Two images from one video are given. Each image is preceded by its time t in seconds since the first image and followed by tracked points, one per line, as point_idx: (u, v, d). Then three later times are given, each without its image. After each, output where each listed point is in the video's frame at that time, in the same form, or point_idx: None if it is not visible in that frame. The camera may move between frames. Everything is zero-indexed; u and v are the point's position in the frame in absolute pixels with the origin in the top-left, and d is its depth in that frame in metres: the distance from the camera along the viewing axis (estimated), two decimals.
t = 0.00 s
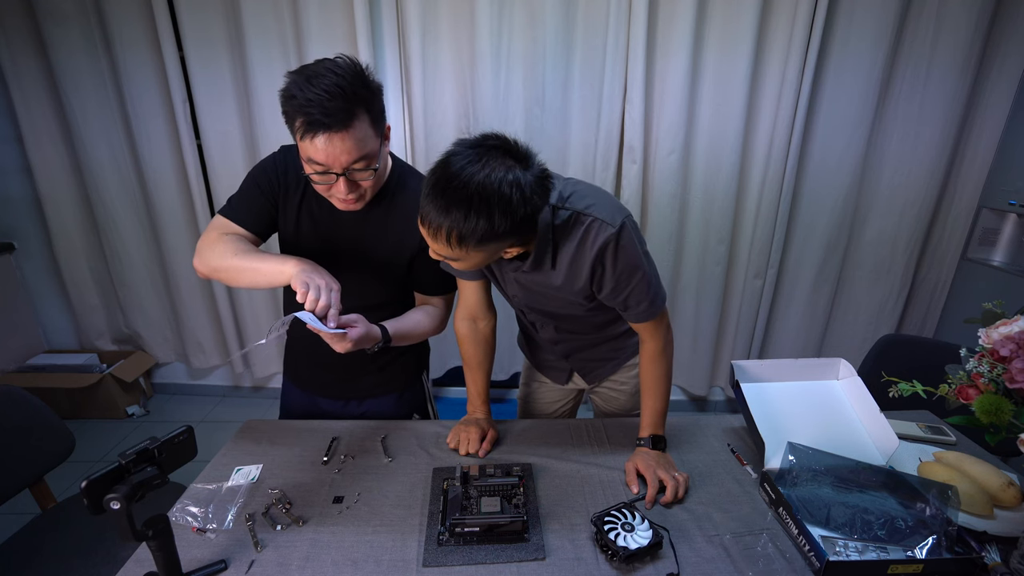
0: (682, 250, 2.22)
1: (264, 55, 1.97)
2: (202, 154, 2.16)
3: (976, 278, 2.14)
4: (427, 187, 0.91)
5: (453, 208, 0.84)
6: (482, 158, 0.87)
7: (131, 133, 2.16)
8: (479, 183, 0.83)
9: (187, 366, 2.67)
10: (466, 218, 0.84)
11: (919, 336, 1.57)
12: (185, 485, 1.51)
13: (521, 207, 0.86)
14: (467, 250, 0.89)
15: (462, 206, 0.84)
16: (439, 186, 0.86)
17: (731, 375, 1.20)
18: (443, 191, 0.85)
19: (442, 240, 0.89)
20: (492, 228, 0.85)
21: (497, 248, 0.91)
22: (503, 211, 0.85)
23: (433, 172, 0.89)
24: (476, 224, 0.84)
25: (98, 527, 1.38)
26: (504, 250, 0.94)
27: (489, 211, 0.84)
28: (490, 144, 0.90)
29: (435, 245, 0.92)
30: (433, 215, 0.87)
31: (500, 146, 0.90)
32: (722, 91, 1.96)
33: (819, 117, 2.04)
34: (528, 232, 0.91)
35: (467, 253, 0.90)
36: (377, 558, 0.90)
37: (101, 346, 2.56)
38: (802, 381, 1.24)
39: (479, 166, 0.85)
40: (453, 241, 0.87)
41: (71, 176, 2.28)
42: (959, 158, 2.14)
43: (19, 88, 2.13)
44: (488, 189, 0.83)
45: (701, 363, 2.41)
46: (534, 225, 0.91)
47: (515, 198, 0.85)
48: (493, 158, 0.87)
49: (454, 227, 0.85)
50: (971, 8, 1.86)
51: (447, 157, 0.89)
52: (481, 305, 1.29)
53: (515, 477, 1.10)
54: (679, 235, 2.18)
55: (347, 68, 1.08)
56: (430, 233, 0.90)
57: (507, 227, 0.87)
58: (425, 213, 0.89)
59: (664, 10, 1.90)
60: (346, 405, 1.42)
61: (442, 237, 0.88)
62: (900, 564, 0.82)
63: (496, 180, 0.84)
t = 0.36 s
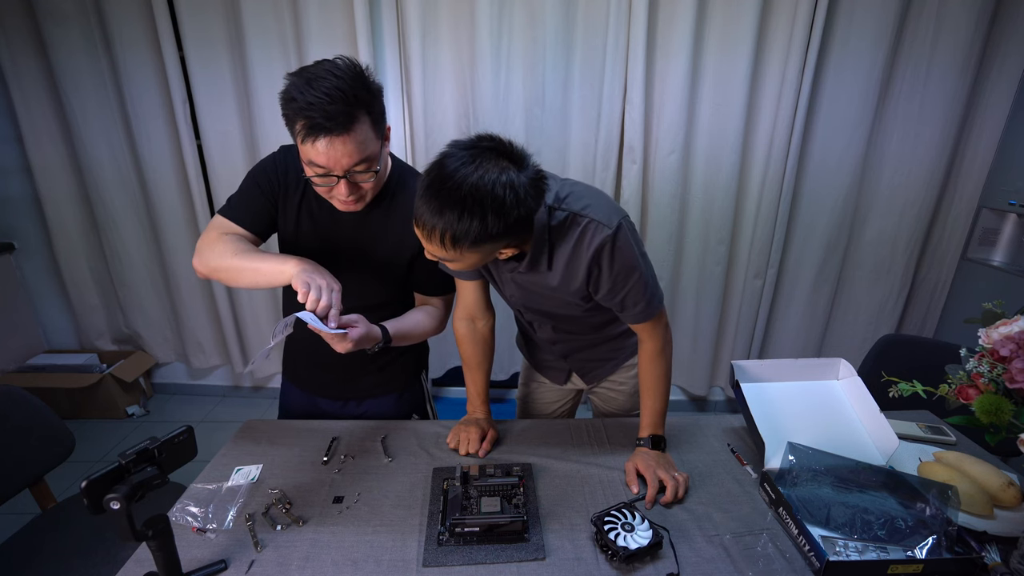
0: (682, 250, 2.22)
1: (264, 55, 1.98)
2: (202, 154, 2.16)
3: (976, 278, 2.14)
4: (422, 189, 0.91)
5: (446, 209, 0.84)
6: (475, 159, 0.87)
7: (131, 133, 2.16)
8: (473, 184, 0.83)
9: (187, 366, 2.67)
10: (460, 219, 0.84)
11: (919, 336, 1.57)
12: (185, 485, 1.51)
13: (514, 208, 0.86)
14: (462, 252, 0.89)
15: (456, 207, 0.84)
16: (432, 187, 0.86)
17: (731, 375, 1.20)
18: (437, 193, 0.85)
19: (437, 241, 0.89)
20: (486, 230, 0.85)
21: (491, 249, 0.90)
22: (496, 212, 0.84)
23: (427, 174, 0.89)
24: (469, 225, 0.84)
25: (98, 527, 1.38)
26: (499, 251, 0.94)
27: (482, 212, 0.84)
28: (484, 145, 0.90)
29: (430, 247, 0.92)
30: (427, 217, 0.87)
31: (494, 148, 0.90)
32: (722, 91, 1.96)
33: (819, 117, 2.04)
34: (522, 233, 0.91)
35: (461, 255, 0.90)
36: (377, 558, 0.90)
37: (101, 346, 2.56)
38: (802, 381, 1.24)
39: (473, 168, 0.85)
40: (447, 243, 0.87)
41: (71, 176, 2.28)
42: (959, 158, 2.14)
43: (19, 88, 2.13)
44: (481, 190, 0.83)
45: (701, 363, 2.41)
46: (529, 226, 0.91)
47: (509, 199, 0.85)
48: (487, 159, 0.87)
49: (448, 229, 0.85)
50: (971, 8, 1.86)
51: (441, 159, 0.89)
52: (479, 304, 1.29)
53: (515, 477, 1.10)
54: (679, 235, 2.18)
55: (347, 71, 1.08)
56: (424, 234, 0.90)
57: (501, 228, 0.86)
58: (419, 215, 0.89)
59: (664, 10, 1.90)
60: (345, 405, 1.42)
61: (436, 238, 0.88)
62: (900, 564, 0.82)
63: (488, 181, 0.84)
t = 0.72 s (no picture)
0: (682, 250, 2.22)
1: (264, 55, 1.98)
2: (202, 154, 2.16)
3: (976, 278, 2.14)
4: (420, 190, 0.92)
5: (444, 210, 0.84)
6: (473, 161, 0.87)
7: (132, 133, 2.16)
8: (470, 186, 0.83)
9: (187, 366, 2.67)
10: (457, 220, 0.84)
11: (919, 336, 1.57)
12: (185, 485, 1.51)
13: (512, 210, 0.86)
14: (459, 253, 0.89)
15: (453, 209, 0.84)
16: (430, 188, 0.86)
17: (731, 375, 1.20)
18: (435, 194, 0.85)
19: (434, 243, 0.89)
20: (483, 232, 0.85)
21: (489, 251, 0.90)
22: (494, 213, 0.84)
23: (425, 175, 0.89)
24: (467, 226, 0.84)
25: (98, 527, 1.38)
26: (497, 253, 0.94)
27: (479, 214, 0.84)
28: (483, 147, 0.90)
29: (428, 248, 0.92)
30: (425, 218, 0.87)
31: (492, 150, 0.90)
32: (722, 91, 1.96)
33: (819, 117, 2.04)
34: (521, 234, 0.91)
35: (459, 256, 0.90)
36: (377, 558, 0.90)
37: (101, 346, 2.56)
38: (802, 381, 1.24)
39: (470, 169, 0.85)
40: (445, 244, 0.87)
41: (70, 176, 2.28)
42: (959, 157, 2.14)
43: (19, 88, 2.13)
44: (478, 191, 0.83)
45: (701, 363, 2.41)
46: (526, 228, 0.91)
47: (506, 201, 0.85)
48: (485, 161, 0.87)
49: (445, 230, 0.85)
50: (971, 7, 1.86)
51: (439, 160, 0.89)
52: (479, 304, 1.29)
53: (515, 477, 1.10)
54: (679, 235, 2.18)
55: (340, 71, 1.07)
56: (422, 235, 0.90)
57: (499, 230, 0.86)
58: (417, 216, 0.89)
59: (664, 10, 1.90)
60: (344, 405, 1.41)
61: (434, 240, 0.88)
62: (900, 564, 0.82)
63: (486, 183, 0.84)
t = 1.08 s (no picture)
0: (682, 250, 2.22)
1: (264, 54, 1.98)
2: (202, 154, 2.16)
3: (976, 278, 2.14)
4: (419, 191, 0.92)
5: (444, 211, 0.84)
6: (473, 161, 0.87)
7: (132, 133, 2.16)
8: (470, 186, 0.83)
9: (187, 366, 2.67)
10: (457, 221, 0.84)
11: (919, 336, 1.57)
12: (185, 485, 1.51)
13: (512, 211, 0.86)
14: (459, 254, 0.89)
15: (453, 209, 0.84)
16: (429, 189, 0.86)
17: (731, 375, 1.20)
18: (435, 195, 0.85)
19: (434, 244, 0.89)
20: (483, 233, 0.85)
21: (489, 251, 0.90)
22: (494, 214, 0.84)
23: (425, 176, 0.89)
24: (467, 227, 0.84)
25: (98, 527, 1.38)
26: (496, 254, 0.94)
27: (479, 215, 0.84)
28: (482, 148, 0.90)
29: (427, 249, 0.92)
30: (425, 219, 0.87)
31: (491, 151, 0.89)
32: (722, 91, 1.96)
33: (819, 117, 2.04)
34: (520, 235, 0.91)
35: (459, 257, 0.90)
36: (377, 558, 0.90)
37: (101, 346, 2.56)
38: (802, 381, 1.24)
39: (470, 170, 0.85)
40: (445, 245, 0.87)
41: (70, 176, 2.28)
42: (959, 158, 2.14)
43: (19, 88, 2.13)
44: (478, 192, 0.83)
45: (701, 363, 2.41)
46: (526, 228, 0.91)
47: (506, 201, 0.85)
48: (484, 161, 0.87)
49: (445, 230, 0.85)
50: (971, 7, 1.86)
51: (438, 161, 0.89)
52: (479, 305, 1.29)
53: (515, 477, 1.10)
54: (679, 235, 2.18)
55: (337, 75, 1.07)
56: (422, 236, 0.90)
57: (499, 231, 0.86)
58: (416, 217, 0.89)
59: (664, 10, 1.90)
60: (343, 405, 1.42)
61: (434, 241, 0.88)
62: (900, 564, 0.82)
63: (486, 183, 0.84)
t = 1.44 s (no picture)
0: (682, 250, 2.22)
1: (264, 54, 1.98)
2: (202, 154, 2.16)
3: (976, 278, 2.14)
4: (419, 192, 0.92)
5: (444, 212, 0.84)
6: (473, 161, 0.87)
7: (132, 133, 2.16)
8: (470, 186, 0.83)
9: (187, 366, 2.67)
10: (457, 222, 0.84)
11: (919, 336, 1.57)
12: (185, 485, 1.51)
13: (512, 211, 0.86)
14: (460, 254, 0.89)
15: (453, 209, 0.84)
16: (430, 189, 0.86)
17: (731, 375, 1.20)
18: (435, 196, 0.85)
19: (435, 245, 0.89)
20: (483, 234, 0.85)
21: (489, 252, 0.90)
22: (494, 214, 0.84)
23: (425, 176, 0.89)
24: (467, 227, 0.84)
25: (99, 527, 1.38)
26: (496, 255, 0.94)
27: (479, 215, 0.84)
28: (483, 148, 0.90)
29: (428, 250, 0.92)
30: (425, 219, 0.87)
31: (490, 151, 0.89)
32: (723, 91, 1.96)
33: (819, 117, 2.04)
34: (521, 235, 0.91)
35: (459, 258, 0.90)
36: (377, 558, 0.91)
37: (101, 345, 2.56)
38: (802, 381, 1.24)
39: (470, 170, 0.85)
40: (446, 246, 0.87)
41: (70, 176, 2.28)
42: (959, 157, 2.14)
43: (19, 88, 2.13)
44: (478, 192, 0.83)
45: (700, 363, 2.41)
46: (527, 229, 0.91)
47: (506, 202, 0.85)
48: (484, 162, 0.87)
49: (445, 232, 0.85)
50: (971, 7, 1.86)
51: (439, 162, 0.89)
52: (479, 304, 1.29)
53: (515, 477, 1.10)
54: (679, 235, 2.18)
55: (347, 70, 1.08)
56: (423, 237, 0.90)
57: (499, 232, 0.86)
58: (417, 217, 0.89)
59: (664, 10, 1.90)
60: (342, 405, 1.42)
61: (434, 242, 0.88)
62: (900, 564, 0.82)
63: (486, 184, 0.84)
